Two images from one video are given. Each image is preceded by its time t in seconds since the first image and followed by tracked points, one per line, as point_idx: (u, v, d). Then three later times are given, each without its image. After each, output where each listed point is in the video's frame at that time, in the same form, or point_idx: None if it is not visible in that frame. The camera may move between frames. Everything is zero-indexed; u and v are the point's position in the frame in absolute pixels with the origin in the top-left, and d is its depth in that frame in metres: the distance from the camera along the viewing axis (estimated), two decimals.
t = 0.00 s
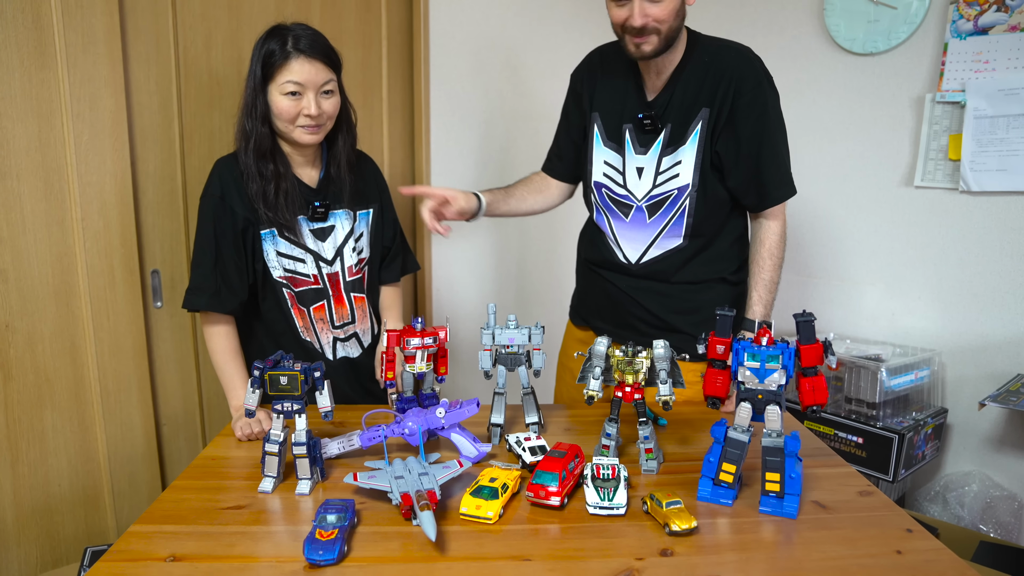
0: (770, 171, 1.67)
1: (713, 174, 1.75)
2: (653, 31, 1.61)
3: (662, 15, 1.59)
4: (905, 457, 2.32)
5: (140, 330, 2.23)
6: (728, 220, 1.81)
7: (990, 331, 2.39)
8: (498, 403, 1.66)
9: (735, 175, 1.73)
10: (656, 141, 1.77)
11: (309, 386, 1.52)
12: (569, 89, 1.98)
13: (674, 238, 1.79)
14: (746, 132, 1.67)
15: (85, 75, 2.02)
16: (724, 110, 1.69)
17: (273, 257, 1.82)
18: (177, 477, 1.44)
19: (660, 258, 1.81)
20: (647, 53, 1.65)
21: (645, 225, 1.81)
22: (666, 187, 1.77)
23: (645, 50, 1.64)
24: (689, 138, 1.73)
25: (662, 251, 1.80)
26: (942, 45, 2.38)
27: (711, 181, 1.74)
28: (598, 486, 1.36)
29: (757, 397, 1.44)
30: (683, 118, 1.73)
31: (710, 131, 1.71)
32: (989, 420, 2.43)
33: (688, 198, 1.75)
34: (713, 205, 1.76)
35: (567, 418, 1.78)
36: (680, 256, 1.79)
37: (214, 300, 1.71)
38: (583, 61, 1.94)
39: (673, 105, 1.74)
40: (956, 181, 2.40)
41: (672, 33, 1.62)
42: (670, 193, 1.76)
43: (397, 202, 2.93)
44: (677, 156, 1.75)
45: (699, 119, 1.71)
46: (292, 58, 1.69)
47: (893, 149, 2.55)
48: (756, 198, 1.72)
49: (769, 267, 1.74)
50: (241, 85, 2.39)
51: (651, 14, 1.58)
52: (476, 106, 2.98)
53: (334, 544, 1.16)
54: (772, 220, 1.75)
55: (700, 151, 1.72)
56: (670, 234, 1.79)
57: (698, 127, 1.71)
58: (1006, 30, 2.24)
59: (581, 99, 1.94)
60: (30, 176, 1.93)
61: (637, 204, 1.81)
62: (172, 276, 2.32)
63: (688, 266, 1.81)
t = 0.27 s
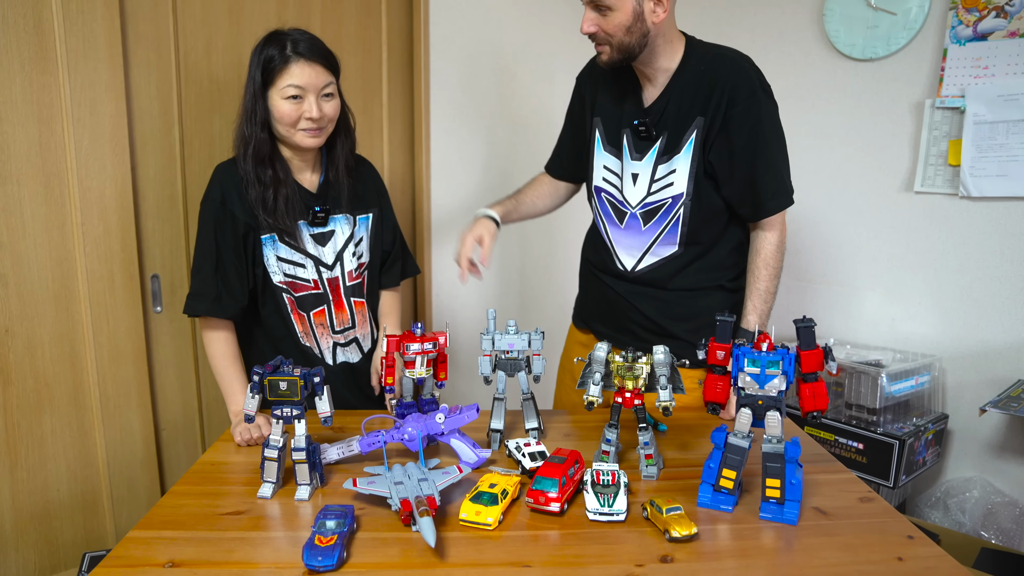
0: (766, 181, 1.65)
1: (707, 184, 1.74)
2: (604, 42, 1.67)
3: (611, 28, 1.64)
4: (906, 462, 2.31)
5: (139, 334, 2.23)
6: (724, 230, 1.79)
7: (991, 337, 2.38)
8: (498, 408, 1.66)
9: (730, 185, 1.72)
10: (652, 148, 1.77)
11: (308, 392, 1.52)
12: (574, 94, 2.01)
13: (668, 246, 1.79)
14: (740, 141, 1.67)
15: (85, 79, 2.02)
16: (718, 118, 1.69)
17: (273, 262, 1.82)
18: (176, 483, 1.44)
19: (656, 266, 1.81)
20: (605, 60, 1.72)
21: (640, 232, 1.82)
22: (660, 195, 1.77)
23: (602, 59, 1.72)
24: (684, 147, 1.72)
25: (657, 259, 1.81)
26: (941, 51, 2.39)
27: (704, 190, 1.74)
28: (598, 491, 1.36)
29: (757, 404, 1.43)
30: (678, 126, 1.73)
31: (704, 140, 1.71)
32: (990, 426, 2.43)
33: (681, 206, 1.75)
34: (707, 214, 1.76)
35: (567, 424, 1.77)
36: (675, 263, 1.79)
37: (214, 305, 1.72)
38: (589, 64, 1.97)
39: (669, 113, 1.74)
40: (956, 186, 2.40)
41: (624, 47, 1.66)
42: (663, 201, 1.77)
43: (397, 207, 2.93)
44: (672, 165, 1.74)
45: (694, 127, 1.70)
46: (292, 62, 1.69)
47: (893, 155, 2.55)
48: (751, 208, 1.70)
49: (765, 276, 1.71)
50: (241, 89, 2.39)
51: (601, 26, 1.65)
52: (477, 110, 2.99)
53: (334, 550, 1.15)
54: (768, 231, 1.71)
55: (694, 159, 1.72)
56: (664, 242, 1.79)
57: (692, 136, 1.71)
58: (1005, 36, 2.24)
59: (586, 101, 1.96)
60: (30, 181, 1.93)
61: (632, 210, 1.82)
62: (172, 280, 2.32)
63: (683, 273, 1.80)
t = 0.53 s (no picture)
0: (751, 191, 1.64)
1: (693, 194, 1.75)
2: (588, 53, 1.70)
3: (595, 40, 1.66)
4: (907, 471, 2.31)
5: (139, 342, 2.23)
6: (715, 240, 1.79)
7: (992, 345, 2.38)
8: (498, 417, 1.65)
9: (717, 195, 1.72)
10: (641, 159, 1.79)
11: (309, 401, 1.52)
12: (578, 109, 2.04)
13: (659, 256, 1.80)
14: (725, 151, 1.66)
15: (88, 88, 2.03)
16: (704, 129, 1.69)
17: (275, 270, 1.82)
18: (176, 492, 1.43)
19: (649, 276, 1.83)
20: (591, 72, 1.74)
21: (632, 242, 1.84)
22: (650, 207, 1.79)
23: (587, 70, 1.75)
24: (671, 158, 1.74)
25: (649, 269, 1.83)
26: (941, 60, 2.40)
27: (692, 200, 1.74)
28: (598, 501, 1.36)
29: (758, 413, 1.42)
30: (666, 138, 1.75)
31: (691, 150, 1.72)
32: (992, 434, 2.42)
33: (669, 217, 1.76)
34: (696, 224, 1.76)
35: (568, 433, 1.77)
36: (667, 273, 1.81)
37: (216, 314, 1.72)
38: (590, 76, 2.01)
39: (658, 124, 1.76)
40: (956, 195, 2.41)
41: (608, 58, 1.68)
42: (653, 212, 1.78)
43: (397, 215, 2.93)
44: (661, 176, 1.76)
45: (680, 138, 1.71)
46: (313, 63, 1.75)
47: (893, 163, 2.56)
48: (739, 218, 1.69)
49: (754, 286, 1.70)
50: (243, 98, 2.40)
51: (585, 38, 1.68)
52: (478, 118, 3.00)
53: (334, 560, 1.15)
54: (758, 242, 1.69)
55: (682, 170, 1.73)
56: (655, 252, 1.80)
57: (678, 148, 1.72)
58: (1005, 45, 2.26)
59: (586, 113, 1.99)
60: (33, 189, 1.94)
61: (625, 221, 1.84)
62: (173, 288, 2.33)
63: (675, 284, 1.81)
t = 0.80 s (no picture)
0: (729, 180, 1.79)
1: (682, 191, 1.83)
2: (600, 85, 1.69)
3: (610, 72, 1.68)
4: (927, 476, 2.28)
5: (159, 355, 2.25)
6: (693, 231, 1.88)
7: (1014, 348, 2.35)
8: (515, 425, 1.66)
9: (703, 188, 1.82)
10: (624, 170, 1.81)
11: (326, 410, 1.54)
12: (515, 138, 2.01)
13: (662, 255, 1.85)
14: (705, 147, 1.80)
15: (107, 104, 2.08)
16: (685, 130, 1.80)
17: (292, 280, 1.85)
18: (198, 501, 1.45)
19: (654, 277, 1.86)
20: (597, 104, 1.74)
21: (632, 249, 1.85)
22: (644, 211, 1.82)
23: (595, 102, 1.74)
24: (658, 162, 1.80)
25: (653, 270, 1.85)
26: (957, 61, 2.38)
27: (684, 198, 1.83)
28: (615, 507, 1.36)
29: (774, 418, 1.43)
30: (646, 144, 1.80)
31: (675, 150, 1.80)
32: (1015, 438, 2.39)
33: (668, 216, 1.82)
34: (687, 220, 1.84)
35: (584, 440, 1.77)
36: (668, 270, 1.86)
37: (235, 323, 1.74)
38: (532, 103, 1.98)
39: (634, 133, 1.81)
40: (974, 197, 2.39)
41: (619, 87, 1.71)
42: (649, 216, 1.82)
43: (411, 225, 2.96)
44: (650, 181, 1.81)
45: (666, 139, 1.79)
46: (323, 86, 1.73)
47: (909, 166, 2.54)
48: (719, 207, 1.82)
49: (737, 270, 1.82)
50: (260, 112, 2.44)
51: (600, 72, 1.67)
52: (492, 127, 3.02)
53: (353, 567, 1.16)
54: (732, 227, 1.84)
55: (671, 169, 1.80)
56: (657, 252, 1.84)
57: (665, 151, 1.79)
58: (1022, 45, 2.24)
59: (536, 142, 1.95)
60: (53, 204, 1.99)
61: (619, 231, 1.84)
62: (191, 300, 2.36)
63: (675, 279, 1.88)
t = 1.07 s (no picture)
0: (752, 195, 1.76)
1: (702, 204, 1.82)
2: (620, 95, 1.67)
3: (630, 82, 1.65)
4: (928, 474, 2.28)
5: (159, 353, 2.26)
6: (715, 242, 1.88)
7: (1014, 346, 2.35)
8: (514, 423, 1.66)
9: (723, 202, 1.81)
10: (644, 181, 1.81)
11: (326, 408, 1.54)
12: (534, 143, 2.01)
13: (681, 269, 1.84)
14: (726, 160, 1.77)
15: (107, 103, 2.08)
16: (707, 142, 1.78)
17: (292, 278, 1.85)
18: (197, 499, 1.45)
19: (674, 290, 1.85)
20: (616, 114, 1.71)
21: (650, 262, 1.84)
22: (662, 224, 1.82)
23: (614, 112, 1.71)
24: (677, 174, 1.79)
25: (673, 283, 1.85)
26: (957, 58, 2.37)
27: (704, 211, 1.82)
28: (615, 506, 1.36)
29: (774, 416, 1.42)
30: (665, 156, 1.79)
31: (694, 162, 1.79)
32: (1015, 437, 2.38)
33: (687, 231, 1.81)
34: (706, 232, 1.84)
35: (584, 438, 1.77)
36: (691, 283, 1.85)
37: (234, 322, 1.74)
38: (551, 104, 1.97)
39: (654, 144, 1.80)
40: (975, 195, 2.38)
41: (639, 96, 1.69)
42: (668, 229, 1.82)
43: (411, 224, 2.95)
44: (669, 194, 1.80)
45: (685, 152, 1.77)
46: (326, 86, 1.73)
47: (910, 163, 2.53)
48: (739, 222, 1.80)
49: (754, 284, 1.80)
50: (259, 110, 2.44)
51: (619, 82, 1.64)
52: (491, 125, 3.02)
53: (351, 565, 1.16)
54: (756, 242, 1.82)
55: (690, 183, 1.79)
56: (676, 266, 1.84)
57: (684, 163, 1.78)
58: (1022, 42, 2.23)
59: (555, 146, 1.95)
60: (54, 203, 1.98)
61: (637, 243, 1.84)
62: (191, 299, 2.36)
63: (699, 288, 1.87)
